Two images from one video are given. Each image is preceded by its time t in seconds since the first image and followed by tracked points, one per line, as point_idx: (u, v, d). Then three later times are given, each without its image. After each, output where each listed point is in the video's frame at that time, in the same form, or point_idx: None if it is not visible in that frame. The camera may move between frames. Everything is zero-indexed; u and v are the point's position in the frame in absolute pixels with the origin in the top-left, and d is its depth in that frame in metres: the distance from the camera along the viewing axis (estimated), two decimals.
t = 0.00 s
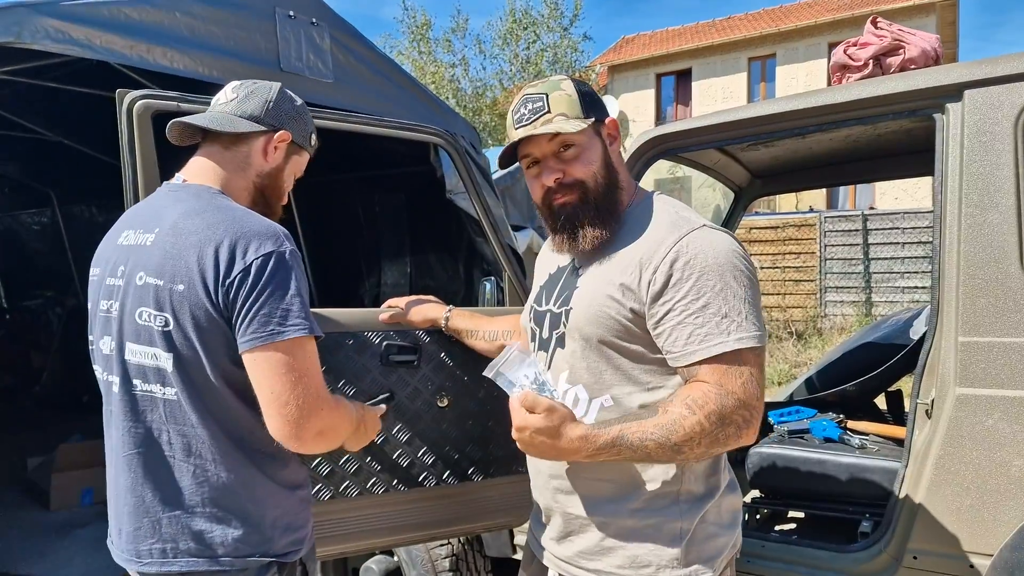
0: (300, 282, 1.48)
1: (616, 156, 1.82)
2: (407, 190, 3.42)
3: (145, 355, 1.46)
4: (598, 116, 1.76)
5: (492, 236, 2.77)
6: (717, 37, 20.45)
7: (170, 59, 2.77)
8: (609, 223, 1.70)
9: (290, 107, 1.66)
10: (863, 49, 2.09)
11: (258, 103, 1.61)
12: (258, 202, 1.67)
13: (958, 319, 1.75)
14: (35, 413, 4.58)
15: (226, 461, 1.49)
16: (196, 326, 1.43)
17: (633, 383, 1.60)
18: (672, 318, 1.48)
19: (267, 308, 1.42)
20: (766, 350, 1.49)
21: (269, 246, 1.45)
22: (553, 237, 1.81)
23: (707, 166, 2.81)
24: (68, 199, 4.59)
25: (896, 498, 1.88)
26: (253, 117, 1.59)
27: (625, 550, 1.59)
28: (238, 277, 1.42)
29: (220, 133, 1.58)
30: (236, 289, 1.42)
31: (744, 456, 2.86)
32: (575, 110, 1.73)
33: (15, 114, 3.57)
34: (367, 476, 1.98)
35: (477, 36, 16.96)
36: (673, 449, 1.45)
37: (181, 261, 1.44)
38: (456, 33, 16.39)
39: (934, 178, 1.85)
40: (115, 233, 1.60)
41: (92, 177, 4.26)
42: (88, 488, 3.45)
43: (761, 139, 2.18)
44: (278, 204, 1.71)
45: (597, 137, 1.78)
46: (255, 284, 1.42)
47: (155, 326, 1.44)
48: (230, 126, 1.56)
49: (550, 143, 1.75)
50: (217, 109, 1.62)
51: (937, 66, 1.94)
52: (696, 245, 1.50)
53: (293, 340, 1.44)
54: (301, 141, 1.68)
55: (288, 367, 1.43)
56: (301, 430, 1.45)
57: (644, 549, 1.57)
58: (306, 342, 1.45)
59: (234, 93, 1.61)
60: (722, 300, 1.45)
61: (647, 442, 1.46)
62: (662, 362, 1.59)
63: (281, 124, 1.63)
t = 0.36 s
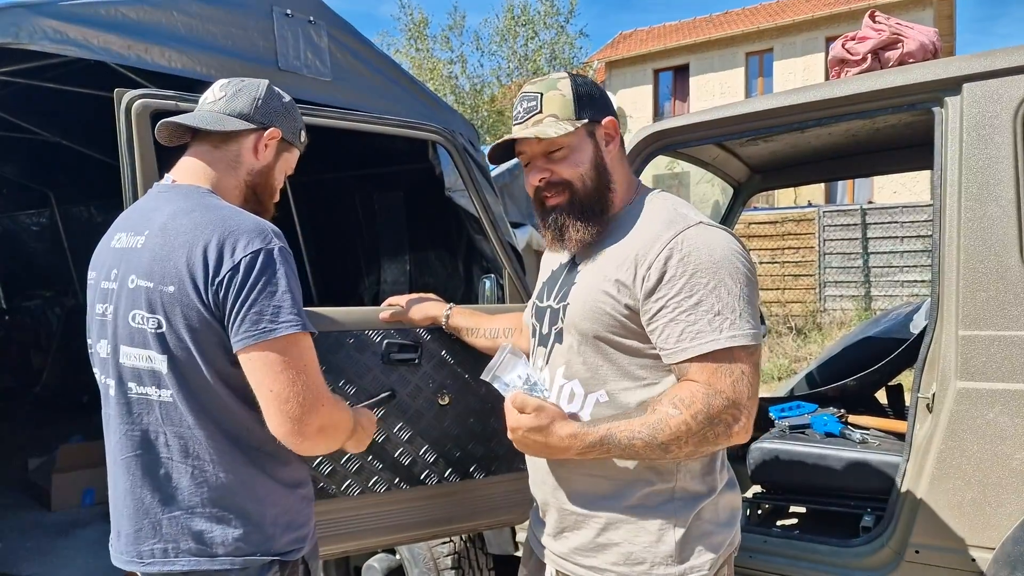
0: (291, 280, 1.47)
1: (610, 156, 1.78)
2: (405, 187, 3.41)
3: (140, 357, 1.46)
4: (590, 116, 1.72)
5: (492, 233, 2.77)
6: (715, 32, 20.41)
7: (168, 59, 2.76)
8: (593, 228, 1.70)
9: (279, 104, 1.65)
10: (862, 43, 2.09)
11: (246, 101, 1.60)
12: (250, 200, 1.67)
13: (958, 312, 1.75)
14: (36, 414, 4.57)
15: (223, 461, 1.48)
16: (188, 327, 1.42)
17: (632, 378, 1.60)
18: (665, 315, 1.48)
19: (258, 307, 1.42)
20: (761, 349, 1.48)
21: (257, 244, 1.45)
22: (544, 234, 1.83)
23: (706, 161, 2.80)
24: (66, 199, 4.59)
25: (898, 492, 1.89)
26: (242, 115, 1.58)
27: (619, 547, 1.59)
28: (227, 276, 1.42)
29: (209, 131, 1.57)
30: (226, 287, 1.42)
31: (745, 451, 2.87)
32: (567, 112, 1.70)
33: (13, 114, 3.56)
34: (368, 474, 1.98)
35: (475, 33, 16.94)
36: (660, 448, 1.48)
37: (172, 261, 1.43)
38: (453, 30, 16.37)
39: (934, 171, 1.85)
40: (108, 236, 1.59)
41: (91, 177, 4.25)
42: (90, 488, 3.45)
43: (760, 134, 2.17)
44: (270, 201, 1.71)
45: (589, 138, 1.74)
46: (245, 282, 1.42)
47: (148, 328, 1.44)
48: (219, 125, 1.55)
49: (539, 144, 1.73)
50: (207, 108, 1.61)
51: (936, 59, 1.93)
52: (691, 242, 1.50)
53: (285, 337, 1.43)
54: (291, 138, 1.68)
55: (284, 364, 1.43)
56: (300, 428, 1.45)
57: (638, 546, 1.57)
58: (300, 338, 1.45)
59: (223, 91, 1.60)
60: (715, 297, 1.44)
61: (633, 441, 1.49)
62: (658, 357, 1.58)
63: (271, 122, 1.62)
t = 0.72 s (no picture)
0: (292, 271, 1.48)
1: (585, 166, 1.72)
2: (408, 186, 3.41)
3: (144, 356, 1.46)
4: (553, 130, 1.71)
5: (496, 233, 2.75)
6: (717, 32, 20.40)
7: (171, 58, 2.76)
8: (562, 238, 1.76)
9: (272, 100, 1.64)
10: (865, 43, 2.09)
11: (241, 97, 1.58)
12: (248, 197, 1.66)
13: (963, 312, 1.75)
14: (41, 412, 4.58)
15: (224, 458, 1.48)
16: (193, 323, 1.42)
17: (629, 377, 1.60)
18: (649, 316, 1.49)
19: (266, 298, 1.42)
20: (744, 362, 1.46)
21: (255, 239, 1.45)
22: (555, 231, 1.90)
23: (709, 161, 2.80)
24: (70, 198, 4.60)
25: (902, 493, 1.88)
26: (237, 112, 1.57)
27: (618, 545, 1.59)
28: (231, 271, 1.42)
29: (203, 128, 1.56)
30: (231, 282, 1.42)
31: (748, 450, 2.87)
32: (536, 127, 1.75)
33: (18, 114, 3.57)
34: (372, 472, 1.99)
35: (476, 32, 16.93)
36: (620, 441, 1.51)
37: (174, 259, 1.43)
38: (455, 30, 16.37)
39: (938, 171, 1.85)
40: (109, 237, 1.59)
41: (95, 176, 4.25)
42: (94, 486, 3.46)
43: (763, 134, 2.18)
44: (268, 197, 1.70)
45: (559, 150, 1.73)
46: (249, 276, 1.42)
47: (151, 326, 1.44)
48: (212, 121, 1.54)
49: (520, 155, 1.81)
50: (201, 105, 1.60)
51: (939, 59, 1.93)
52: (686, 246, 1.49)
53: (293, 328, 1.44)
54: (286, 135, 1.66)
55: (307, 357, 1.46)
56: (336, 408, 1.51)
57: (635, 544, 1.57)
58: (314, 328, 1.48)
59: (217, 89, 1.59)
60: (698, 303, 1.44)
61: (596, 428, 1.53)
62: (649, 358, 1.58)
63: (266, 118, 1.61)
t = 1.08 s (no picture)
0: (300, 264, 1.49)
1: (583, 168, 1.72)
2: (411, 186, 3.41)
3: (150, 355, 1.46)
4: (550, 134, 1.72)
5: (498, 234, 2.77)
6: (721, 33, 20.38)
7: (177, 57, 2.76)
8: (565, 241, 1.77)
9: (266, 91, 1.63)
10: (869, 45, 2.09)
11: (234, 92, 1.58)
12: (249, 191, 1.67)
13: (967, 314, 1.75)
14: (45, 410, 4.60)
15: (229, 458, 1.49)
16: (203, 320, 1.42)
17: (623, 379, 1.59)
18: (639, 322, 1.49)
19: (280, 295, 1.43)
20: (736, 368, 1.46)
21: (260, 238, 1.45)
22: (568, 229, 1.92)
23: (712, 162, 2.80)
24: (75, 196, 4.60)
25: (905, 495, 1.88)
26: (230, 107, 1.57)
27: (610, 544, 1.60)
28: (240, 269, 1.42)
29: (200, 126, 1.57)
30: (242, 279, 1.42)
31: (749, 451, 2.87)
32: (535, 131, 1.76)
33: (24, 112, 3.58)
34: (374, 470, 1.99)
35: (480, 32, 16.93)
36: (610, 435, 1.52)
37: (180, 258, 1.43)
38: (459, 30, 16.37)
39: (942, 173, 1.85)
40: (114, 236, 1.59)
41: (101, 175, 4.27)
42: (97, 483, 3.47)
43: (766, 135, 2.17)
44: (270, 190, 1.70)
45: (557, 153, 1.73)
46: (260, 274, 1.43)
47: (158, 325, 1.44)
48: (207, 118, 1.55)
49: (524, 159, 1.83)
50: (197, 103, 1.61)
51: (944, 61, 1.93)
52: (678, 253, 1.49)
53: (307, 322, 1.46)
54: (284, 125, 1.65)
55: (326, 350, 1.49)
56: (357, 391, 1.58)
57: (626, 544, 1.57)
58: (325, 319, 1.49)
59: (210, 85, 1.60)
60: (687, 311, 1.44)
61: (586, 420, 1.55)
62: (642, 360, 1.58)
63: (261, 110, 1.60)
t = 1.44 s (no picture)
0: (302, 265, 1.49)
1: (582, 167, 1.72)
2: (412, 187, 3.42)
3: (156, 359, 1.47)
4: (548, 132, 1.73)
5: (498, 234, 2.78)
6: (722, 34, 20.39)
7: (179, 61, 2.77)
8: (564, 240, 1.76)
9: (223, 74, 1.58)
10: (867, 46, 2.09)
11: (193, 89, 1.57)
12: (244, 180, 1.64)
13: (965, 315, 1.75)
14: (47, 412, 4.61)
15: (234, 460, 1.49)
16: (207, 324, 1.44)
17: (623, 380, 1.60)
18: (640, 326, 1.50)
19: (286, 295, 1.44)
20: (738, 368, 1.47)
21: (263, 240, 1.46)
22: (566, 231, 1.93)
23: (712, 163, 2.81)
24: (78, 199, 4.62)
25: (905, 496, 1.88)
26: (192, 106, 1.57)
27: (608, 546, 1.60)
28: (244, 272, 1.43)
29: (177, 135, 1.60)
30: (245, 282, 1.43)
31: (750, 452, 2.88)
32: (535, 131, 1.77)
33: (26, 115, 3.59)
34: (374, 472, 2.00)
35: (482, 34, 16.98)
36: (611, 442, 1.52)
37: (184, 262, 1.44)
38: (460, 32, 16.41)
39: (940, 174, 1.85)
40: (116, 242, 1.60)
41: (103, 177, 4.29)
42: (99, 486, 3.47)
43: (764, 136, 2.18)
44: (265, 172, 1.67)
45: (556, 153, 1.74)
46: (265, 276, 1.44)
47: (163, 329, 1.45)
48: (174, 126, 1.58)
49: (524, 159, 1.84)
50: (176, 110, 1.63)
51: (941, 63, 1.94)
52: (677, 256, 1.49)
53: (314, 320, 1.47)
54: (253, 102, 1.60)
55: (326, 341, 1.48)
56: (363, 384, 1.57)
57: (624, 545, 1.58)
58: (334, 317, 1.50)
59: (176, 90, 1.61)
60: (688, 314, 1.45)
61: (587, 428, 1.55)
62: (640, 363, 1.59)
63: (221, 96, 1.57)
